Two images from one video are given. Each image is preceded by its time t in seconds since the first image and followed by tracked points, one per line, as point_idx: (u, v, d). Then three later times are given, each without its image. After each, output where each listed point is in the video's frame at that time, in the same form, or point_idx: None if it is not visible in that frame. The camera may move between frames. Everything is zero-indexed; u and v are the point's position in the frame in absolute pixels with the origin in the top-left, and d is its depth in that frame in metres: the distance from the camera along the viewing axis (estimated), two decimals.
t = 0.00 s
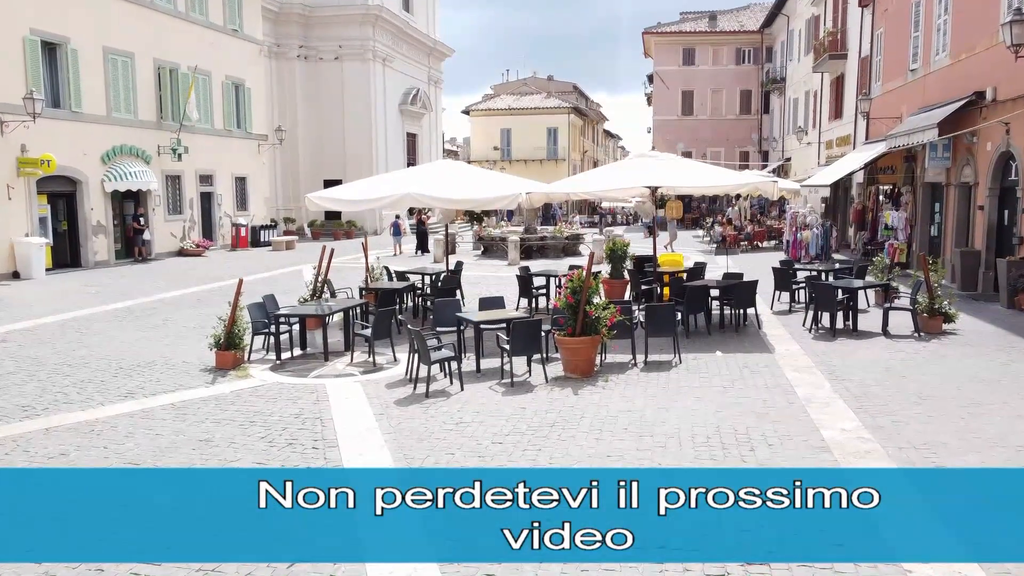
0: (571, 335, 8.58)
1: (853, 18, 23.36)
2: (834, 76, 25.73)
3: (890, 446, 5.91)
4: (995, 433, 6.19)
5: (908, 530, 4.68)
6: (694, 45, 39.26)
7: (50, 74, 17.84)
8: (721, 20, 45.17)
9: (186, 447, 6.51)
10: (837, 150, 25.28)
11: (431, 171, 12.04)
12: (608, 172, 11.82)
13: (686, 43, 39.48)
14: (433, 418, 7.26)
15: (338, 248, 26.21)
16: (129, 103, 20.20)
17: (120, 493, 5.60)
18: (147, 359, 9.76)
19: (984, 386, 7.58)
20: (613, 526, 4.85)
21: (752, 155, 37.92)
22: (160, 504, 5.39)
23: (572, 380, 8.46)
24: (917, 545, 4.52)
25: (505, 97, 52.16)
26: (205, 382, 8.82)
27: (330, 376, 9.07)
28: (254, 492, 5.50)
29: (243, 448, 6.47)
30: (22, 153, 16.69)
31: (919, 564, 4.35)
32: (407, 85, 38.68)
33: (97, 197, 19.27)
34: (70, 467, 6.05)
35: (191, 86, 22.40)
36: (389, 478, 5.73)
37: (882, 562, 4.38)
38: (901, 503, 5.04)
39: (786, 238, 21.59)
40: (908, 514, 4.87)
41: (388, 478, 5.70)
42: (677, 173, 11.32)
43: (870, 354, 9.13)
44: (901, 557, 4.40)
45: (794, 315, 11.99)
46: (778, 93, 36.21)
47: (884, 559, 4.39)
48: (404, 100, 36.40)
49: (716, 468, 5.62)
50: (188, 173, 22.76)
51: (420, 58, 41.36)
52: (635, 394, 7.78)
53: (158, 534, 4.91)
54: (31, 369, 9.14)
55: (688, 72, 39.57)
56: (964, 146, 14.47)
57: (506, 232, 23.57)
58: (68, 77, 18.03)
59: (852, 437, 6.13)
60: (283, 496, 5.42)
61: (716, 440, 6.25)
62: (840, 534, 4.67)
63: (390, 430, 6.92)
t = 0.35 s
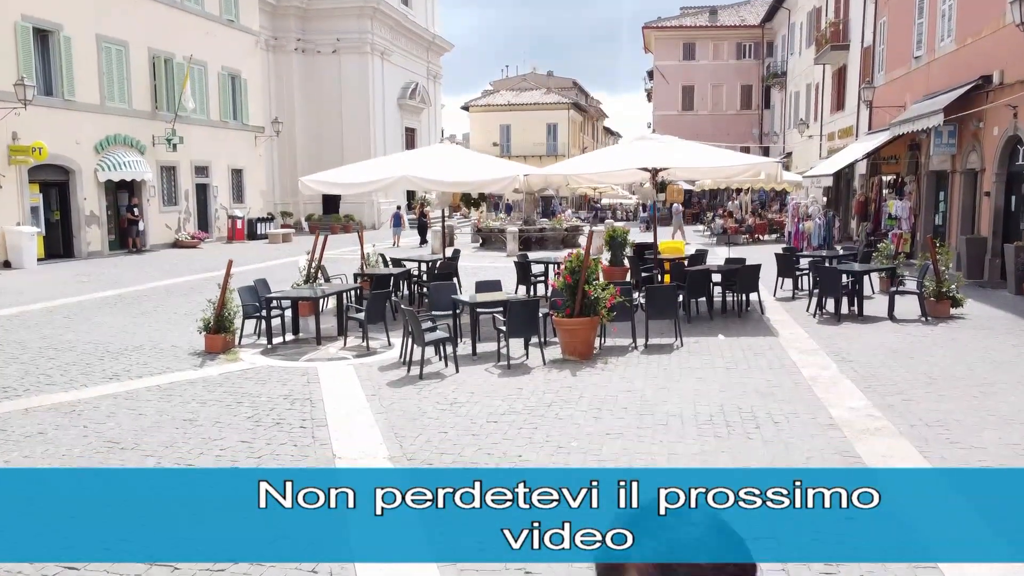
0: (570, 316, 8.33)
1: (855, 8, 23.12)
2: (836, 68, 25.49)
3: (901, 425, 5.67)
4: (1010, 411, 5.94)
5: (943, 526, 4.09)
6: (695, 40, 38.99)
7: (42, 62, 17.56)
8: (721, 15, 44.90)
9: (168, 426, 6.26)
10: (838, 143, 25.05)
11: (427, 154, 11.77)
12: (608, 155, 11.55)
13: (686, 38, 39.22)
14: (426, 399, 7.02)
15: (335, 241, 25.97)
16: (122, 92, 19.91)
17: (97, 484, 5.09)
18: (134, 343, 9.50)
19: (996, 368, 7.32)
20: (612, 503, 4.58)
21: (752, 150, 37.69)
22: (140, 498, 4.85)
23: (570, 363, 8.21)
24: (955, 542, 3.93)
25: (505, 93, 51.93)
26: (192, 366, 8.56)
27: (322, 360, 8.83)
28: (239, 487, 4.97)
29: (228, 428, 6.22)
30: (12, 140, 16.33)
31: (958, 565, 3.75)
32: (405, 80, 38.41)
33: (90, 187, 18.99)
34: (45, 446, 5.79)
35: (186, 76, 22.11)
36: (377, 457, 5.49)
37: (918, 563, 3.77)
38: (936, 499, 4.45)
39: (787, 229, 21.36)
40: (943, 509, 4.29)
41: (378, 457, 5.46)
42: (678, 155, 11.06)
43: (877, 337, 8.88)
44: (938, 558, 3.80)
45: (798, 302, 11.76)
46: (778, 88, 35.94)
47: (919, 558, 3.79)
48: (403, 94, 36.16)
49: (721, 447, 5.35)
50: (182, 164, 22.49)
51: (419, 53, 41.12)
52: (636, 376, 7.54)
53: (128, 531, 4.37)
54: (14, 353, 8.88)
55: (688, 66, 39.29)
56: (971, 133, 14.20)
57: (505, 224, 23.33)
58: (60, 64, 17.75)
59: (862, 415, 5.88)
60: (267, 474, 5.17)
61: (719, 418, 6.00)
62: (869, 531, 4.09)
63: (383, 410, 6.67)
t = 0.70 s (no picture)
0: (569, 298, 8.25)
1: None
2: (837, 61, 25.37)
3: (905, 400, 5.56)
4: (1017, 387, 5.83)
5: (976, 522, 3.58)
6: (695, 35, 38.84)
7: (39, 51, 17.58)
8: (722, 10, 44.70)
9: (162, 404, 6.17)
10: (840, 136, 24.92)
11: (426, 140, 11.67)
12: (607, 139, 11.45)
13: (687, 33, 39.07)
14: (423, 379, 6.93)
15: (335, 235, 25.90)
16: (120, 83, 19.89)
17: (74, 475, 4.63)
18: (129, 328, 9.41)
19: (1001, 348, 7.22)
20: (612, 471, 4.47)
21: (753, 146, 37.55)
22: (126, 493, 4.35)
23: (569, 345, 8.12)
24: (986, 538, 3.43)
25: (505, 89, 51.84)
26: (188, 349, 8.46)
27: (319, 343, 8.73)
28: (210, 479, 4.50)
29: (223, 405, 6.14)
30: (8, 129, 16.34)
31: (992, 564, 3.25)
32: (405, 75, 38.27)
33: (87, 178, 18.89)
34: (36, 422, 5.71)
35: (185, 67, 22.09)
36: (373, 432, 5.39)
37: (944, 563, 3.28)
38: (967, 491, 3.96)
39: (788, 222, 21.30)
40: (975, 504, 3.79)
41: (372, 433, 5.35)
42: (678, 138, 10.95)
43: (880, 321, 8.78)
44: (971, 556, 3.30)
45: (799, 289, 11.67)
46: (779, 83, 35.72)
47: (947, 557, 3.29)
48: (402, 89, 36.04)
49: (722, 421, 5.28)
50: (180, 156, 22.39)
51: (419, 48, 41.01)
52: (636, 356, 7.46)
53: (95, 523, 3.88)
54: (9, 336, 8.81)
55: (688, 62, 39.12)
56: (974, 121, 14.09)
57: (505, 217, 23.26)
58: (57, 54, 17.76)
59: (866, 391, 5.78)
60: (260, 448, 5.08)
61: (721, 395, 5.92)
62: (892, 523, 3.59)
63: (379, 389, 6.59)
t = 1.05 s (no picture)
0: (569, 293, 8.22)
1: None
2: (837, 59, 25.32)
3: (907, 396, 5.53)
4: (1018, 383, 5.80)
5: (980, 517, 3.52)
6: (696, 33, 38.76)
7: (38, 49, 17.55)
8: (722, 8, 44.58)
9: (160, 398, 6.15)
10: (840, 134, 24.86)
11: (425, 136, 11.64)
12: (607, 135, 11.42)
13: (688, 31, 39.00)
14: (422, 373, 6.91)
15: (335, 233, 25.90)
16: (120, 80, 19.88)
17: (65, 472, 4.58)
18: (128, 323, 9.39)
19: (1002, 344, 7.20)
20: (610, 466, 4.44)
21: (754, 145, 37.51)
22: (126, 490, 4.20)
23: (568, 341, 8.10)
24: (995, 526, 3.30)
25: (506, 87, 51.77)
26: (186, 344, 8.44)
27: (318, 339, 8.71)
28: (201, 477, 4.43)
29: (221, 399, 6.12)
30: (8, 127, 16.29)
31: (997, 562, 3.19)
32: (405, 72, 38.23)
33: (87, 175, 18.86)
34: (32, 417, 5.69)
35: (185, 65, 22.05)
36: (372, 426, 5.38)
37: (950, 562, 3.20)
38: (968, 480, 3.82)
39: (788, 220, 21.30)
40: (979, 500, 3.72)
41: (371, 428, 5.33)
42: (678, 134, 10.92)
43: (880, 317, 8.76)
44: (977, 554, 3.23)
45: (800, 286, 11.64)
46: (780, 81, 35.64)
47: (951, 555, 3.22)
48: (402, 87, 36.01)
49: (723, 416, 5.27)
50: (180, 154, 22.36)
51: (419, 46, 40.97)
52: (635, 352, 7.45)
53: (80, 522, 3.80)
54: (8, 331, 8.80)
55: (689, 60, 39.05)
56: (974, 118, 14.05)
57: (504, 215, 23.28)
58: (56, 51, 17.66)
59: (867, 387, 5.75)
60: (258, 442, 5.06)
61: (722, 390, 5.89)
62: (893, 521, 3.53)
63: (378, 384, 6.58)
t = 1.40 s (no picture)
0: (569, 286, 8.22)
1: None
2: (837, 57, 25.29)
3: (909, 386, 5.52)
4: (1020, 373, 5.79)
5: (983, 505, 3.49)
6: (696, 31, 38.70)
7: (38, 44, 17.55)
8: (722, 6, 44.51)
9: (161, 390, 6.15)
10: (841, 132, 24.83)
11: (425, 131, 11.63)
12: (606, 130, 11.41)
13: (688, 29, 38.92)
14: (422, 366, 6.91)
15: (335, 231, 25.89)
16: (120, 77, 19.86)
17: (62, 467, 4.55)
18: (128, 317, 9.39)
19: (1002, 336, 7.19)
20: (612, 455, 4.43)
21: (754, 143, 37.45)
22: (123, 487, 4.17)
23: (569, 334, 8.10)
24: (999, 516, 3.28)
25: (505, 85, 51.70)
26: (187, 338, 8.44)
27: (318, 333, 8.70)
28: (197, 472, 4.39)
29: (222, 391, 6.12)
30: (8, 123, 16.30)
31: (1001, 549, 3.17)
32: (405, 70, 38.19)
33: (87, 171, 18.86)
34: (32, 407, 5.68)
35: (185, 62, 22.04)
36: (373, 416, 5.38)
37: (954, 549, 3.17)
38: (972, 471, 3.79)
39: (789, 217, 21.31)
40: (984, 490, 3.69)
41: (372, 417, 5.33)
42: (678, 129, 10.90)
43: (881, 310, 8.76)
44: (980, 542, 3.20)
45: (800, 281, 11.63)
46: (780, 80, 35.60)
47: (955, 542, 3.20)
48: (402, 85, 35.97)
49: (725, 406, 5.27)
50: (180, 151, 22.36)
51: (419, 44, 40.92)
52: (636, 344, 7.45)
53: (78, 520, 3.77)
54: (8, 325, 8.79)
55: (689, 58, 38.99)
56: (975, 114, 14.03)
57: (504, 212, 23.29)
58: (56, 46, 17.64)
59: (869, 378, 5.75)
60: (258, 431, 5.05)
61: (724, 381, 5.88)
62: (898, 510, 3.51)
63: (379, 375, 6.58)
